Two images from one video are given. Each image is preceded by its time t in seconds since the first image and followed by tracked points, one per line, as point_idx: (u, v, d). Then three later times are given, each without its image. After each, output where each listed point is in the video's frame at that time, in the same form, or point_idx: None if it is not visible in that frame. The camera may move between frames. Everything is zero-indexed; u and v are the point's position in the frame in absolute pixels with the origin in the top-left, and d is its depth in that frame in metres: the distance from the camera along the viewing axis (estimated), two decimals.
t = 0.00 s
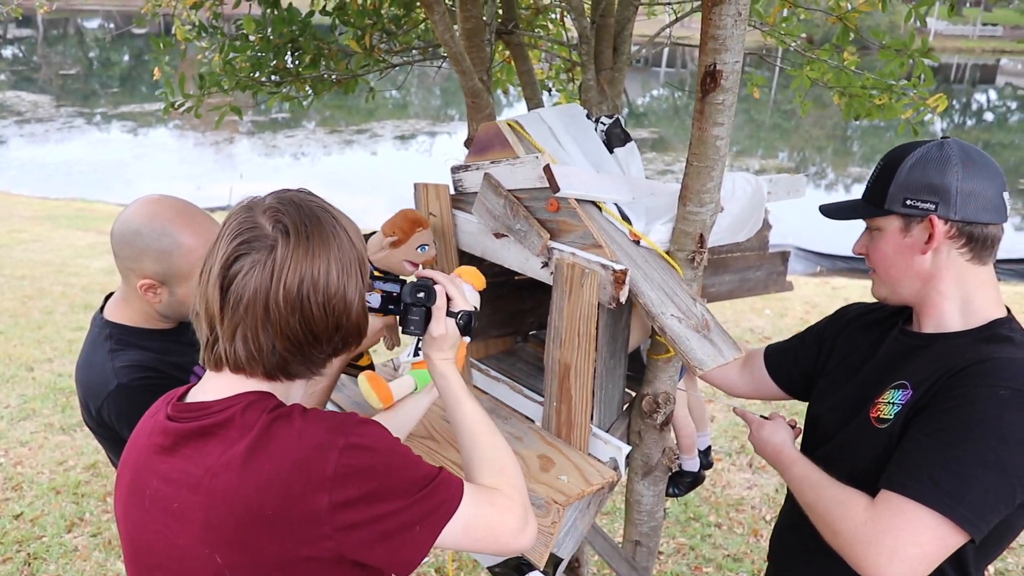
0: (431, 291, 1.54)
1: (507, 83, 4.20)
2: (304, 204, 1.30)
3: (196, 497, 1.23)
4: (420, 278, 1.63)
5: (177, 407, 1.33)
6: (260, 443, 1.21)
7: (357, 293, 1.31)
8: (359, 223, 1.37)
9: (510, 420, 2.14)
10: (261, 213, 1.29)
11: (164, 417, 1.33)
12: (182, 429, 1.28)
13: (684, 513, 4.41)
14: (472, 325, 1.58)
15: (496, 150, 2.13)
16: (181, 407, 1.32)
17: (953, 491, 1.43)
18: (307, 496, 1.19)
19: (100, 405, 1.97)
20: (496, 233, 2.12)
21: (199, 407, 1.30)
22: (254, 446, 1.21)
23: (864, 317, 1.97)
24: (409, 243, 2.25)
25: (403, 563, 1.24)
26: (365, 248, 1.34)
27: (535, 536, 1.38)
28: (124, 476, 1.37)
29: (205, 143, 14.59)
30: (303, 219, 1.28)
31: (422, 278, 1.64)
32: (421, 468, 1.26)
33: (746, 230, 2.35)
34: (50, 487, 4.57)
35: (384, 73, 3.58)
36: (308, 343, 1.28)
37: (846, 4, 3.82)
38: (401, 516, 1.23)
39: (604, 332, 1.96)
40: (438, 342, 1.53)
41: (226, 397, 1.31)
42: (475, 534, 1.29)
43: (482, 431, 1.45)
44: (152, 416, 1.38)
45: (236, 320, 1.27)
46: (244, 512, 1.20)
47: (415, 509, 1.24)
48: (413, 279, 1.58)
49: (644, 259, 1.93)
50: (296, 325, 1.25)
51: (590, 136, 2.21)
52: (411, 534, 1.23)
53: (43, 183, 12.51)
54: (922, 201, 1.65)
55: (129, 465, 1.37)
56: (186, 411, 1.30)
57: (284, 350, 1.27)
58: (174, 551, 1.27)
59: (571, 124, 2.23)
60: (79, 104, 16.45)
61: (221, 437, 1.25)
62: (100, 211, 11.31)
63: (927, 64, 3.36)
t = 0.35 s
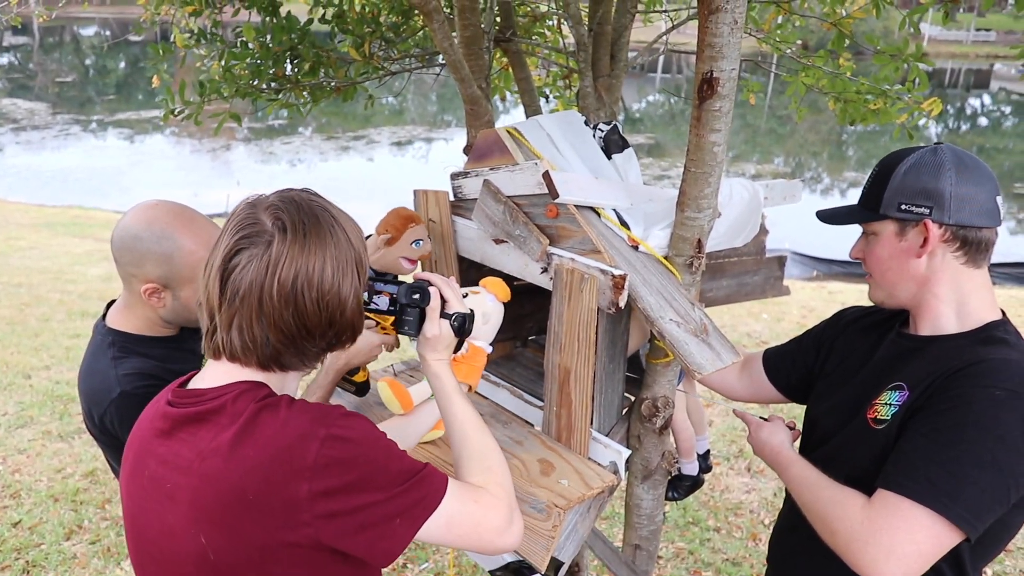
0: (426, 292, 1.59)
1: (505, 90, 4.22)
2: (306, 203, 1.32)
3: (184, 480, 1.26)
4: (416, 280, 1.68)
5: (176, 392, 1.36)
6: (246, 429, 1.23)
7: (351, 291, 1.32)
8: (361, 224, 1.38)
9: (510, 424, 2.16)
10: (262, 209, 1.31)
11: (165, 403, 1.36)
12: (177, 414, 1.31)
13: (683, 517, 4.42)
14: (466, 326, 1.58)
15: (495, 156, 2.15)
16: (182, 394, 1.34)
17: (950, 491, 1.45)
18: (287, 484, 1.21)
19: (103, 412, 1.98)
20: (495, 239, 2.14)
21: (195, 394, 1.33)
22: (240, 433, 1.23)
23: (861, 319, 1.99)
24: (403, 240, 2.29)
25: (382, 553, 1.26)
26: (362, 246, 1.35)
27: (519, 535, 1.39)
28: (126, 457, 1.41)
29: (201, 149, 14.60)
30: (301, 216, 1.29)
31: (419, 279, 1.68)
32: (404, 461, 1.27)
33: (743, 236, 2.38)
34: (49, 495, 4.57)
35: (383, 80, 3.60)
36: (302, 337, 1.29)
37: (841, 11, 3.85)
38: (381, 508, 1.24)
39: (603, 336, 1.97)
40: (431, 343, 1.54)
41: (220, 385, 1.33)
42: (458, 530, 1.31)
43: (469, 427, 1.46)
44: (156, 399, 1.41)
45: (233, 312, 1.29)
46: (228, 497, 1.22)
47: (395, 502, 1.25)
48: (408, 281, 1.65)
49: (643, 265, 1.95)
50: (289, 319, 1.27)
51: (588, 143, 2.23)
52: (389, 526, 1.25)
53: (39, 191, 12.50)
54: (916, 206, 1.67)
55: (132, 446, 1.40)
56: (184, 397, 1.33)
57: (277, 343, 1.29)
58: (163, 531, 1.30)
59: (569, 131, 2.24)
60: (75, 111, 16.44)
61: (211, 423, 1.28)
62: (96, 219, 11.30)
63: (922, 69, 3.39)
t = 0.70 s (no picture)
0: (427, 294, 1.58)
1: (507, 94, 4.23)
2: (304, 205, 1.32)
3: (186, 478, 1.27)
4: (419, 283, 1.66)
5: (179, 392, 1.37)
6: (246, 429, 1.24)
7: (348, 293, 1.32)
8: (361, 226, 1.38)
9: (515, 426, 2.16)
10: (260, 212, 1.32)
11: (167, 404, 1.37)
12: (179, 415, 1.31)
13: (686, 520, 4.42)
14: (468, 329, 1.59)
15: (499, 159, 2.16)
16: (183, 394, 1.35)
17: (951, 491, 1.46)
18: (286, 483, 1.22)
19: (114, 412, 1.97)
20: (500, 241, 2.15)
21: (197, 394, 1.34)
22: (240, 432, 1.24)
23: (866, 321, 2.00)
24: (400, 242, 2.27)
25: (381, 552, 1.27)
26: (360, 248, 1.35)
27: (518, 536, 1.39)
28: (129, 459, 1.41)
29: (203, 154, 14.62)
30: (298, 219, 1.30)
31: (422, 282, 1.68)
32: (402, 461, 1.28)
33: (746, 237, 2.39)
34: (53, 499, 4.57)
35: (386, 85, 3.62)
36: (297, 338, 1.30)
37: (842, 14, 3.86)
38: (380, 508, 1.25)
39: (608, 338, 1.98)
40: (432, 344, 1.54)
41: (221, 385, 1.35)
42: (456, 531, 1.32)
43: (469, 431, 1.47)
44: (159, 400, 1.43)
45: (231, 313, 1.30)
46: (229, 497, 1.23)
47: (394, 501, 1.26)
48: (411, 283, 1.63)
49: (647, 267, 1.95)
50: (285, 320, 1.28)
51: (591, 146, 2.24)
52: (388, 526, 1.25)
53: (41, 196, 12.51)
54: (920, 207, 1.68)
55: (134, 448, 1.40)
56: (186, 398, 1.34)
57: (274, 344, 1.30)
58: (165, 531, 1.30)
59: (573, 134, 2.25)
60: (76, 116, 16.47)
61: (212, 422, 1.29)
62: (99, 223, 11.31)
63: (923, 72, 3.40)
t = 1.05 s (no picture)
0: (441, 307, 1.59)
1: (508, 96, 4.25)
2: (316, 210, 1.35)
3: (202, 482, 1.27)
4: (433, 297, 1.67)
5: (191, 401, 1.38)
6: (262, 434, 1.25)
7: (353, 297, 1.32)
8: (375, 235, 1.39)
9: (516, 427, 2.17)
10: (275, 216, 1.36)
11: (180, 410, 1.37)
12: (194, 420, 1.32)
13: (687, 521, 4.42)
14: (482, 342, 1.60)
15: (501, 162, 2.18)
16: (196, 401, 1.36)
17: (952, 493, 1.46)
18: (302, 488, 1.23)
19: (120, 412, 1.97)
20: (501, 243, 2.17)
21: (211, 401, 1.35)
22: (257, 436, 1.25)
23: (866, 321, 2.01)
24: (400, 246, 2.31)
25: (393, 559, 1.27)
26: (370, 255, 1.35)
27: (529, 551, 1.40)
28: (140, 464, 1.41)
29: (204, 157, 14.65)
30: (308, 222, 1.33)
31: (436, 294, 1.69)
32: (416, 469, 1.30)
33: (748, 238, 2.40)
34: (55, 501, 4.58)
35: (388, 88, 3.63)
36: (299, 339, 1.30)
37: (841, 17, 3.87)
38: (393, 514, 1.26)
39: (609, 340, 1.99)
40: (446, 356, 1.55)
41: (235, 391, 1.35)
42: (468, 541, 1.32)
43: (483, 442, 1.48)
44: (170, 408, 1.43)
45: (239, 312, 1.33)
46: (245, 501, 1.23)
47: (408, 507, 1.27)
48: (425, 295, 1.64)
49: (648, 268, 1.97)
50: (286, 319, 1.28)
51: (592, 148, 2.26)
52: (402, 533, 1.27)
53: (43, 199, 12.53)
54: (920, 210, 1.69)
55: (145, 454, 1.41)
56: (200, 404, 1.35)
57: (277, 344, 1.30)
58: (176, 537, 1.29)
59: (574, 137, 2.27)
60: (77, 119, 16.50)
61: (227, 427, 1.29)
62: (100, 226, 11.33)
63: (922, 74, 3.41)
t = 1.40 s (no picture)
0: (466, 305, 1.60)
1: (507, 94, 4.25)
2: (339, 211, 1.35)
3: (231, 480, 1.28)
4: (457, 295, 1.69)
5: (215, 400, 1.38)
6: (292, 433, 1.25)
7: (379, 298, 1.32)
8: (395, 237, 1.40)
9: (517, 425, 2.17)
10: (299, 216, 1.36)
11: (205, 409, 1.38)
12: (221, 419, 1.32)
13: (687, 518, 4.43)
14: (504, 341, 1.62)
15: (500, 160, 2.18)
16: (221, 400, 1.37)
17: (953, 492, 1.47)
18: (332, 485, 1.23)
19: (122, 409, 1.97)
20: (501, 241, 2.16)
21: (238, 400, 1.35)
22: (286, 435, 1.25)
23: (865, 318, 2.01)
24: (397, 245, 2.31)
25: (422, 557, 1.27)
26: (394, 254, 1.36)
27: (553, 547, 1.38)
28: (164, 463, 1.41)
29: (203, 155, 14.64)
30: (333, 222, 1.33)
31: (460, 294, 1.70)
32: (442, 465, 1.30)
33: (747, 235, 2.40)
34: (55, 500, 4.58)
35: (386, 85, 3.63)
36: (328, 338, 1.30)
37: (840, 13, 3.87)
38: (421, 511, 1.26)
39: (609, 337, 1.99)
40: (469, 355, 1.57)
41: (262, 391, 1.36)
42: (493, 538, 1.32)
43: (507, 440, 1.47)
44: (194, 407, 1.44)
45: (265, 312, 1.33)
46: (276, 498, 1.24)
47: (436, 505, 1.27)
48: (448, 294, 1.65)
49: (648, 265, 1.98)
50: (315, 319, 1.29)
51: (592, 145, 2.26)
52: (430, 530, 1.27)
53: (42, 198, 12.53)
54: (918, 207, 1.69)
55: (170, 454, 1.41)
56: (225, 405, 1.35)
57: (305, 343, 1.31)
58: (208, 535, 1.30)
59: (574, 134, 2.27)
60: (77, 118, 16.49)
61: (255, 426, 1.30)
62: (100, 225, 11.33)
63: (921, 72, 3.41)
